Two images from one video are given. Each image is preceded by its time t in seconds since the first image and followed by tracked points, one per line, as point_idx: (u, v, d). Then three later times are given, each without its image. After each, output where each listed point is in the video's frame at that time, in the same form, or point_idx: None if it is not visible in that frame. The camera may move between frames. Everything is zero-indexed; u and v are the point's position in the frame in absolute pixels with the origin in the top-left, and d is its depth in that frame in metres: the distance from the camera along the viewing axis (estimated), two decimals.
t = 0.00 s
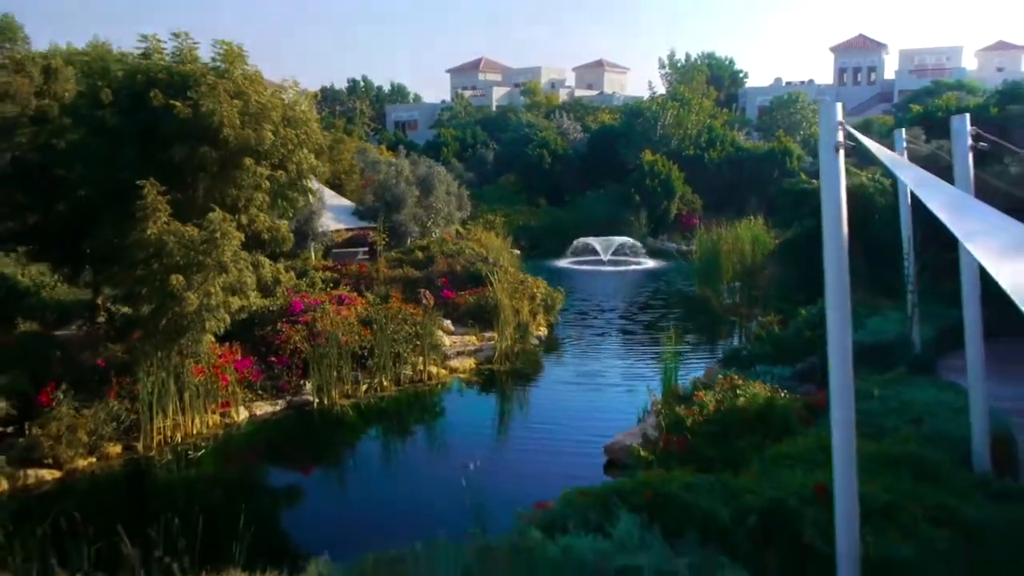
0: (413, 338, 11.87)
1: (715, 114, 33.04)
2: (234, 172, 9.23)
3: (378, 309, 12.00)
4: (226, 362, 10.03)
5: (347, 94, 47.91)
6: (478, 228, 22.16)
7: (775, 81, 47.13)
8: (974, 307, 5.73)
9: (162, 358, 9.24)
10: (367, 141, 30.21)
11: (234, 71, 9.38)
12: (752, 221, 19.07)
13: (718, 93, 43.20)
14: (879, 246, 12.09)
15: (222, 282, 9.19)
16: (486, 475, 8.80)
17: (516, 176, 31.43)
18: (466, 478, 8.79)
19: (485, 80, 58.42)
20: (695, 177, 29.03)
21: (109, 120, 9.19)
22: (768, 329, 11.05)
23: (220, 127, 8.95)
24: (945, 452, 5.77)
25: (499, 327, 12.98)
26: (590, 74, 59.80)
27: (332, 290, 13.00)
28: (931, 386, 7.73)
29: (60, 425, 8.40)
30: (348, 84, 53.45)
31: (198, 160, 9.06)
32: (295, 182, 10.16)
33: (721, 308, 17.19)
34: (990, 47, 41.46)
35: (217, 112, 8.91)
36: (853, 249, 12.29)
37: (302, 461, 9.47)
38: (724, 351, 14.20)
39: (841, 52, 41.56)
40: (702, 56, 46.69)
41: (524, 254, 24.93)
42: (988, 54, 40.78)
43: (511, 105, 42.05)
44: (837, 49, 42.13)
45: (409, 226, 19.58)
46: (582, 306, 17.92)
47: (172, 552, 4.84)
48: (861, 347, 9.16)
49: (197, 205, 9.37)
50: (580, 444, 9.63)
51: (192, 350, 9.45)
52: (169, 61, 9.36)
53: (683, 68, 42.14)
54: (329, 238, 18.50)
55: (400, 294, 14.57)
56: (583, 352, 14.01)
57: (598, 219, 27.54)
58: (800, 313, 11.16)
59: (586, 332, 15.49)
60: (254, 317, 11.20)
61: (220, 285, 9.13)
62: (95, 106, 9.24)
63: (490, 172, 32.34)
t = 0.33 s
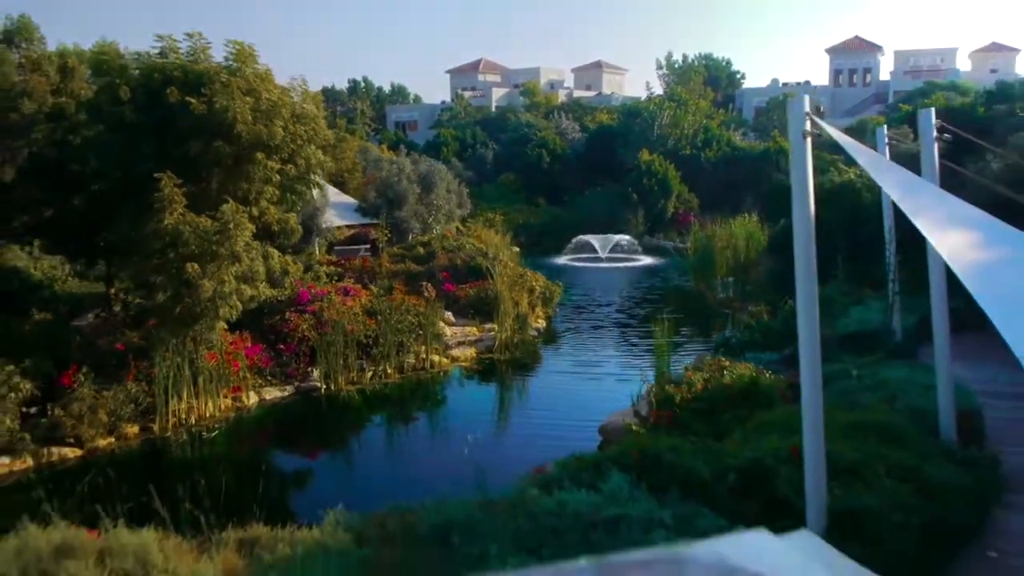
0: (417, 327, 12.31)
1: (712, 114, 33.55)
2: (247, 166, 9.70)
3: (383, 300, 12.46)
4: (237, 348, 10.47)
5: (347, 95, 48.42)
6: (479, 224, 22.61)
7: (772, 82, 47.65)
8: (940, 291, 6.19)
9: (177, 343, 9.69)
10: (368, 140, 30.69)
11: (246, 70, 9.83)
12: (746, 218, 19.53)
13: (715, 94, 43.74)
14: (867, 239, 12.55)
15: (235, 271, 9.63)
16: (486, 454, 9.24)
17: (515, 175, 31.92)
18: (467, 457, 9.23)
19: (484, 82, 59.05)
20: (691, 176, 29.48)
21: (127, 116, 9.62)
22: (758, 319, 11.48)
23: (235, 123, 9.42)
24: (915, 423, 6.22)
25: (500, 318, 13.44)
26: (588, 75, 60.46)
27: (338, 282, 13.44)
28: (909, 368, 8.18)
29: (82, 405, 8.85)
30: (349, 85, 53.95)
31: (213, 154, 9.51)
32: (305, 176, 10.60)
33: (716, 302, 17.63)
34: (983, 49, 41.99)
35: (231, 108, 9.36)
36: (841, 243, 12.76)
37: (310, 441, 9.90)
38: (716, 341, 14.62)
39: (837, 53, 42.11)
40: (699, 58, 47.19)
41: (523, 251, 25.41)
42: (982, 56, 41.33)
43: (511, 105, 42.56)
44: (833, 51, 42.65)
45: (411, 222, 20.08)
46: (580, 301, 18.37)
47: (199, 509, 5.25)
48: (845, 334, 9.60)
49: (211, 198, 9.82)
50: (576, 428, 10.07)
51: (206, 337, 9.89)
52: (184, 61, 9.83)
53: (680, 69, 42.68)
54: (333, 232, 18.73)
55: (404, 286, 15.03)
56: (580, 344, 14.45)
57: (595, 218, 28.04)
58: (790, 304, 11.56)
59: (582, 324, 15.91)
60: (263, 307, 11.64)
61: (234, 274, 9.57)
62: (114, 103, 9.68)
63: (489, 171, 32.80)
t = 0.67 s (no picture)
0: (421, 316, 12.82)
1: (708, 116, 34.11)
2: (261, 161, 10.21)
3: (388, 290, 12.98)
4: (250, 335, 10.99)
5: (349, 96, 49.03)
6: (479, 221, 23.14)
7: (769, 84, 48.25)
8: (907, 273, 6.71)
9: (194, 330, 10.17)
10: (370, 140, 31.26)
11: (260, 69, 10.34)
12: (739, 215, 20.08)
13: (712, 96, 44.33)
14: (852, 234, 13.07)
15: (249, 260, 10.15)
16: (487, 434, 9.74)
17: (515, 175, 32.48)
18: (469, 437, 9.74)
19: (484, 83, 59.69)
20: (688, 176, 30.01)
21: (147, 113, 10.16)
22: (746, 309, 12.00)
23: (250, 120, 9.94)
24: (885, 395, 6.74)
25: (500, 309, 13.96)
26: (587, 77, 61.10)
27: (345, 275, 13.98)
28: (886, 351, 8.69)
29: (105, 386, 9.43)
30: (351, 86, 54.56)
31: (229, 150, 10.03)
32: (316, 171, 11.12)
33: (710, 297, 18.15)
34: (977, 53, 42.57)
35: (246, 105, 9.88)
36: (828, 237, 13.29)
37: (320, 422, 10.41)
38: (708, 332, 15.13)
39: (832, 56, 42.71)
40: (697, 60, 47.73)
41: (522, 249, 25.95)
42: (974, 59, 41.88)
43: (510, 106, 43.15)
44: (829, 54, 43.25)
45: (413, 219, 20.61)
46: (577, 295, 18.90)
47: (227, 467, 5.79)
48: (827, 321, 10.12)
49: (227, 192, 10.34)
50: (573, 411, 10.57)
51: (219, 323, 10.35)
52: (201, 61, 10.34)
53: (678, 72, 43.29)
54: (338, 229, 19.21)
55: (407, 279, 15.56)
56: (577, 335, 14.96)
57: (593, 217, 28.60)
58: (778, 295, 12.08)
59: (579, 317, 16.42)
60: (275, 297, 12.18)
61: (248, 263, 10.09)
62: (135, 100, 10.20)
63: (489, 171, 33.36)
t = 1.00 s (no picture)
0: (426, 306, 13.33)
1: (705, 117, 34.67)
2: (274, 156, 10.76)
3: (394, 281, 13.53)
4: (262, 323, 11.53)
5: (350, 96, 49.65)
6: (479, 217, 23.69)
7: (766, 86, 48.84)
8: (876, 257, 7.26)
9: (210, 315, 10.74)
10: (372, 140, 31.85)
11: (273, 66, 10.87)
12: (733, 212, 20.59)
13: (710, 98, 44.93)
14: (838, 229, 13.60)
15: (263, 249, 10.66)
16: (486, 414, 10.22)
17: (514, 174, 33.07)
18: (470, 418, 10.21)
19: (484, 85, 60.36)
20: (684, 176, 30.54)
21: (166, 109, 10.68)
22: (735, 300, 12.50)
23: (264, 116, 10.50)
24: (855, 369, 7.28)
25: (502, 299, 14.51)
26: (586, 79, 61.75)
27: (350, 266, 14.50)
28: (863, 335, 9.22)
29: (127, 367, 10.11)
30: (352, 87, 55.22)
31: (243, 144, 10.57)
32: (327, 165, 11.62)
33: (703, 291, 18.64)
34: (971, 56, 43.14)
35: (260, 102, 10.46)
36: (815, 231, 13.81)
37: (328, 404, 10.94)
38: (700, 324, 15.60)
39: (828, 58, 43.31)
40: (695, 62, 48.35)
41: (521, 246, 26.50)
42: (969, 62, 42.38)
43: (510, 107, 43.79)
44: (825, 56, 43.86)
45: (415, 215, 21.14)
46: (575, 290, 19.40)
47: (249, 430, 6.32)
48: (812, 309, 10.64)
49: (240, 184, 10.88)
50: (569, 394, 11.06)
51: (234, 310, 10.90)
52: (216, 58, 10.89)
53: (676, 74, 43.90)
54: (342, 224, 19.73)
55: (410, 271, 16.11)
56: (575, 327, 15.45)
57: (591, 216, 29.16)
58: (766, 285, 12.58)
59: (576, 310, 16.92)
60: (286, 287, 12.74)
61: (262, 252, 10.62)
62: (154, 96, 10.75)
63: (489, 170, 33.98)
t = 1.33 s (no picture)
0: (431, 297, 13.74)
1: (702, 116, 35.10)
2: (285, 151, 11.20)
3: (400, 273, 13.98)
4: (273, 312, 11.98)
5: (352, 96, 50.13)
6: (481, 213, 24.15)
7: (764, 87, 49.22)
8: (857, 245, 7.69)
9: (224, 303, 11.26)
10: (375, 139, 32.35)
11: (284, 64, 11.30)
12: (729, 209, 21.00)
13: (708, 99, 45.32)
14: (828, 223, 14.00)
15: (275, 240, 11.14)
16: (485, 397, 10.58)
17: (514, 173, 33.53)
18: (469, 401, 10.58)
19: (484, 85, 60.77)
20: (681, 174, 30.95)
21: (181, 104, 11.13)
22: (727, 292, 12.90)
23: (276, 112, 10.95)
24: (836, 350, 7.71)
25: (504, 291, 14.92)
26: (585, 79, 62.17)
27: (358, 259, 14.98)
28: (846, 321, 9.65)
29: (146, 350, 10.67)
30: (354, 87, 55.72)
31: (256, 139, 11.02)
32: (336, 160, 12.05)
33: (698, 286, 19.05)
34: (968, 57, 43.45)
35: (272, 99, 10.90)
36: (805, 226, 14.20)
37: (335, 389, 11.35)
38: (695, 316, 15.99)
39: (825, 59, 43.69)
40: (693, 63, 48.75)
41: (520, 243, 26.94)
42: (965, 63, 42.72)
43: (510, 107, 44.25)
44: (822, 57, 44.24)
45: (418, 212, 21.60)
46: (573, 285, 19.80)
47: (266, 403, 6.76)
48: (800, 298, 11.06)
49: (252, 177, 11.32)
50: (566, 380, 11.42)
51: (246, 300, 11.38)
52: (230, 56, 11.33)
53: (674, 74, 44.30)
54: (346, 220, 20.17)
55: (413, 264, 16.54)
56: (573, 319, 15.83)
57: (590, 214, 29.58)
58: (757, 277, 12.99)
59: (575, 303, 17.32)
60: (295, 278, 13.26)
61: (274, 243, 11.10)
62: (171, 93, 11.22)
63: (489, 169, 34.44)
